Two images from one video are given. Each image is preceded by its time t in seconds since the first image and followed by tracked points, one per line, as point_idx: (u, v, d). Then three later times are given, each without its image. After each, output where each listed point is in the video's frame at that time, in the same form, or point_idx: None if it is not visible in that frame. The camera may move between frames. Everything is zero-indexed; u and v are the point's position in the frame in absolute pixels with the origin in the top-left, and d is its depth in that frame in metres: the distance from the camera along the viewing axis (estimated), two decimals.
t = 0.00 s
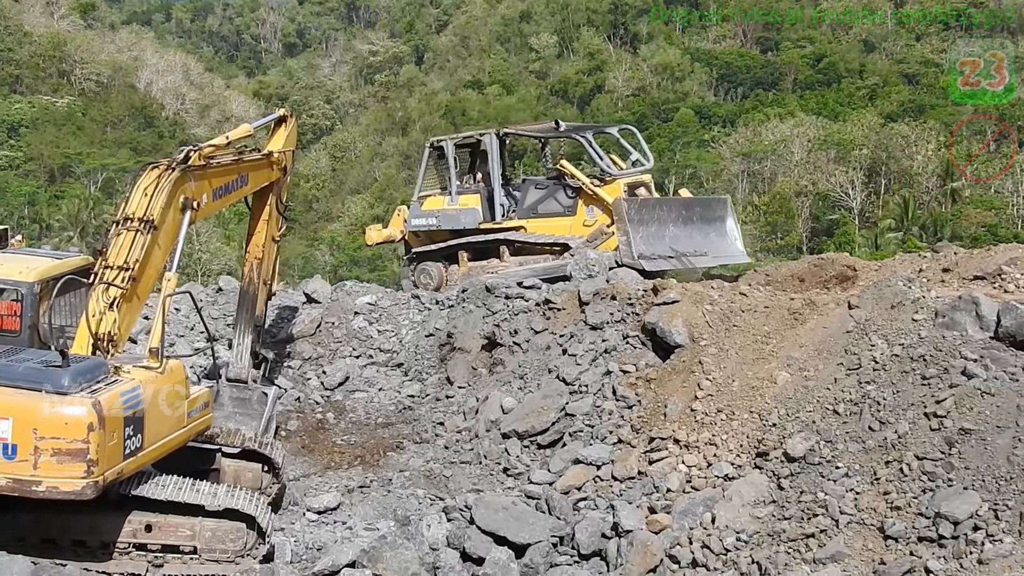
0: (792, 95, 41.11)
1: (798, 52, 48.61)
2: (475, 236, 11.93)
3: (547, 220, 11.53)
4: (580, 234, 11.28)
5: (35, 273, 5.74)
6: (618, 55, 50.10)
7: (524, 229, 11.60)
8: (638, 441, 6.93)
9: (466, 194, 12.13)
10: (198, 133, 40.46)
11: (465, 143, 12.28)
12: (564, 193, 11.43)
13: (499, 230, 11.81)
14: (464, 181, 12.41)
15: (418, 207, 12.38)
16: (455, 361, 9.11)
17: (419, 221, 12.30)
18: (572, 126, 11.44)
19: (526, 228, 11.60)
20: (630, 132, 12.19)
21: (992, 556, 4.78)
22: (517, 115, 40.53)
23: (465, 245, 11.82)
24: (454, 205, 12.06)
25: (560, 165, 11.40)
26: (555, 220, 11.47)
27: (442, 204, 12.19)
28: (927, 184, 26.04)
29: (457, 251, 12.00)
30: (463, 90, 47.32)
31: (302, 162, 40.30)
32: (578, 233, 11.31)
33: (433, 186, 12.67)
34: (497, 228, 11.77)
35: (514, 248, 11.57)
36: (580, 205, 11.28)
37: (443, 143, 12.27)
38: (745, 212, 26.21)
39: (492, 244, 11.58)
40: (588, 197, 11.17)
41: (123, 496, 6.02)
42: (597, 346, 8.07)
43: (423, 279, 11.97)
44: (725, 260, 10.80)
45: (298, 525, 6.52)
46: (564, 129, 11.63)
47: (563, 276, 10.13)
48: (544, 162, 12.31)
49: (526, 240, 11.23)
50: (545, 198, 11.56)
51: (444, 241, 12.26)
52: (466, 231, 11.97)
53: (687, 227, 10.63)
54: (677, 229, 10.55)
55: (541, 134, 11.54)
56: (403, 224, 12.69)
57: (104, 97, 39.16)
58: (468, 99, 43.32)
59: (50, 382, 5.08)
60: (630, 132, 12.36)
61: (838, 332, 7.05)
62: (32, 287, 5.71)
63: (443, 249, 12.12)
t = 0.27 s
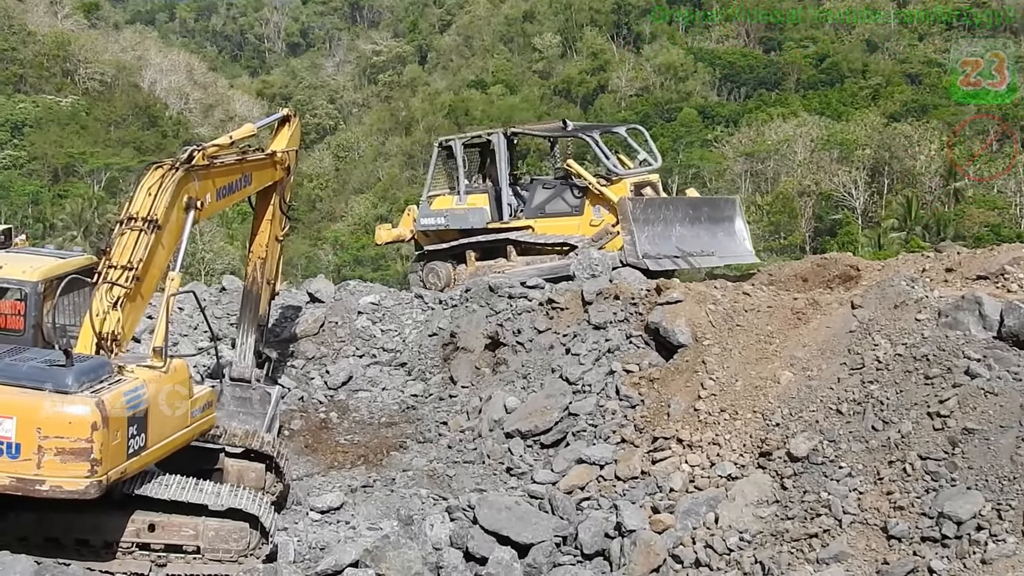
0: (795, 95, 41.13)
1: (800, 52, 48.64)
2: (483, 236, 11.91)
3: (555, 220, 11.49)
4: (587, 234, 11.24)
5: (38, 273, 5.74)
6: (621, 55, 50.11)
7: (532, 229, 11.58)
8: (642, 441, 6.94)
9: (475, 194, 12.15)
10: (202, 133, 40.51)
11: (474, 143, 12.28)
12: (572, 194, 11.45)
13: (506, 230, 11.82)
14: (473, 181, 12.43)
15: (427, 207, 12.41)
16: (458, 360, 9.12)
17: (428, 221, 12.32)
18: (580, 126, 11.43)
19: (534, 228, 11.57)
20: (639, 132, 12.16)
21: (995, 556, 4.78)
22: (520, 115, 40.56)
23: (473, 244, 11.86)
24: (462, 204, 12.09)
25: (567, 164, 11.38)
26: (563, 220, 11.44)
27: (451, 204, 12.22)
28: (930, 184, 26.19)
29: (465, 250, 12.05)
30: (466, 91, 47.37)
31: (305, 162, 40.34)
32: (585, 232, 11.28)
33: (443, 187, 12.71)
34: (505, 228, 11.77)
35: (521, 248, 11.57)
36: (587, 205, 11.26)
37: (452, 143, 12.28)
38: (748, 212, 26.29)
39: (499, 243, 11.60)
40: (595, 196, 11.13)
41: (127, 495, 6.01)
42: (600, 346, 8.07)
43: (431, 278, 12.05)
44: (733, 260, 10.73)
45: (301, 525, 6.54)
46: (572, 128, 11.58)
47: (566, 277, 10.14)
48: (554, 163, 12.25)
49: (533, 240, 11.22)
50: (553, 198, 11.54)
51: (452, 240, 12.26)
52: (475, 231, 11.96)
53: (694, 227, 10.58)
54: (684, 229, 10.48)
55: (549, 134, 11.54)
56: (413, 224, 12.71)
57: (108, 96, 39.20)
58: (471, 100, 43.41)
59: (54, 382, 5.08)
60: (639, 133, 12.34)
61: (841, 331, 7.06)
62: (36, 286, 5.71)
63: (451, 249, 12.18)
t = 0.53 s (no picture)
0: (799, 96, 41.12)
1: (803, 53, 48.62)
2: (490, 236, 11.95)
3: (561, 221, 11.46)
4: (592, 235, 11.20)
5: (42, 274, 5.74)
6: (625, 57, 50.09)
7: (539, 230, 11.54)
8: (645, 442, 6.94)
9: (482, 195, 12.20)
10: (205, 134, 40.51)
11: (482, 143, 12.28)
12: (578, 195, 11.39)
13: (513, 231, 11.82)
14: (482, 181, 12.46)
15: (435, 207, 12.48)
16: (461, 362, 9.13)
17: (436, 222, 12.39)
18: (587, 127, 11.39)
19: (541, 229, 11.54)
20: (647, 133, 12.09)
21: (999, 557, 4.77)
22: (523, 116, 40.57)
23: (480, 245, 11.90)
24: (470, 205, 12.17)
25: (574, 165, 11.36)
26: (569, 221, 11.41)
27: (459, 204, 12.28)
28: (934, 185, 26.14)
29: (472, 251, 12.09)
30: (469, 92, 47.38)
31: (308, 163, 40.35)
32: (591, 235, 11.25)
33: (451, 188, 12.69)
34: (512, 229, 11.77)
35: (527, 248, 11.60)
36: (593, 206, 11.22)
37: (460, 143, 12.30)
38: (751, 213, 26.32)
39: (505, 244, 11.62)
40: (601, 198, 11.11)
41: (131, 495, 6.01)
42: (604, 347, 8.06)
43: (438, 279, 12.08)
44: (739, 264, 10.68)
45: (304, 526, 6.50)
46: (579, 128, 11.52)
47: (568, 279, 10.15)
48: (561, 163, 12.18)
49: (539, 240, 11.19)
50: (559, 199, 11.51)
51: (460, 241, 12.32)
52: (481, 231, 12.01)
53: (699, 230, 10.53)
54: (688, 231, 10.45)
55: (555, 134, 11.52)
56: (422, 224, 12.76)
57: (111, 98, 39.19)
58: (474, 101, 43.44)
59: (57, 380, 5.08)
60: (647, 135, 12.28)
61: (844, 333, 7.06)
62: (39, 287, 5.71)
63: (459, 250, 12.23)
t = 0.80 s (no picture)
0: (803, 99, 41.08)
1: (807, 56, 48.58)
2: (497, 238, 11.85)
3: (567, 223, 11.39)
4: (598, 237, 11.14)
5: (47, 276, 5.74)
6: (628, 58, 50.08)
7: (546, 233, 11.48)
8: (648, 444, 6.93)
9: (490, 197, 12.15)
10: (208, 136, 40.53)
11: (489, 146, 12.30)
12: (584, 197, 11.32)
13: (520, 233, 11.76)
14: (489, 183, 12.42)
15: (444, 209, 12.44)
16: (464, 363, 9.14)
17: (445, 224, 12.32)
18: (592, 129, 11.40)
19: (548, 231, 11.47)
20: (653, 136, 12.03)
21: (1002, 560, 4.76)
22: (525, 119, 40.54)
23: (486, 247, 11.86)
24: (478, 206, 12.09)
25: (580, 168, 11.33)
26: (575, 223, 11.33)
27: (467, 206, 12.23)
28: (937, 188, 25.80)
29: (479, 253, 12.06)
30: (473, 94, 47.41)
31: (311, 165, 40.38)
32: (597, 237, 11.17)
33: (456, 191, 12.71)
34: (519, 231, 11.71)
35: (533, 251, 11.51)
36: (598, 209, 11.16)
37: (468, 145, 12.31)
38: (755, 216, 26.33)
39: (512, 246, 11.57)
40: (605, 201, 11.07)
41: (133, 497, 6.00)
42: (607, 349, 8.05)
43: (446, 281, 12.02)
44: (745, 268, 10.52)
45: (307, 528, 6.52)
46: (585, 130, 11.53)
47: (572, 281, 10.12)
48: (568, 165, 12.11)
49: (544, 242, 11.13)
50: (565, 201, 11.46)
51: (468, 243, 12.24)
52: (489, 234, 11.91)
53: (704, 233, 10.44)
54: (693, 234, 10.38)
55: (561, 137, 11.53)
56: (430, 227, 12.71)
57: (114, 100, 39.22)
58: (478, 103, 43.45)
59: (62, 380, 5.09)
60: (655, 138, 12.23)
61: (848, 335, 7.07)
62: (44, 289, 5.71)
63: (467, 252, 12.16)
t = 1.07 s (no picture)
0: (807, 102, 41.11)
1: (811, 59, 48.63)
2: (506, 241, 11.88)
3: (575, 226, 11.40)
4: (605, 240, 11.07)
5: (52, 279, 5.74)
6: (632, 61, 50.14)
7: (554, 235, 11.49)
8: (652, 447, 6.92)
9: (499, 199, 12.15)
10: (212, 138, 40.59)
11: (497, 147, 12.23)
12: (592, 200, 11.34)
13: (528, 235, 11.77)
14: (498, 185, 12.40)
15: (453, 211, 12.52)
16: (468, 366, 9.15)
17: (454, 226, 12.40)
18: (600, 131, 11.35)
19: (556, 234, 11.49)
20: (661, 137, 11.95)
21: (1007, 563, 4.75)
22: (529, 121, 40.59)
23: (494, 249, 11.89)
24: (486, 209, 12.13)
25: (588, 170, 11.25)
26: (583, 226, 11.34)
27: (476, 208, 12.27)
28: (941, 192, 26.12)
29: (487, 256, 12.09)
30: (477, 97, 47.45)
31: (315, 167, 40.43)
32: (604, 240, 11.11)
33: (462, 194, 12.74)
34: (526, 233, 11.72)
35: (541, 253, 11.48)
36: (606, 212, 11.06)
37: (477, 147, 12.32)
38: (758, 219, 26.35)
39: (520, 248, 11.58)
40: (612, 203, 10.93)
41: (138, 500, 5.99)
42: (611, 352, 8.06)
43: (454, 283, 12.06)
44: (751, 271, 10.49)
45: (311, 530, 6.52)
46: (593, 133, 11.49)
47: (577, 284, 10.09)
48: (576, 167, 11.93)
49: (552, 245, 11.14)
50: (573, 204, 11.48)
51: (477, 245, 12.32)
52: (497, 236, 11.96)
53: (711, 236, 10.45)
54: (699, 237, 10.39)
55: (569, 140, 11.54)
56: (440, 229, 12.79)
57: (119, 102, 39.28)
58: (481, 107, 43.52)
59: (67, 382, 5.09)
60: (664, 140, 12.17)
61: (851, 338, 7.07)
62: (49, 292, 5.71)
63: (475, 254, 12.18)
